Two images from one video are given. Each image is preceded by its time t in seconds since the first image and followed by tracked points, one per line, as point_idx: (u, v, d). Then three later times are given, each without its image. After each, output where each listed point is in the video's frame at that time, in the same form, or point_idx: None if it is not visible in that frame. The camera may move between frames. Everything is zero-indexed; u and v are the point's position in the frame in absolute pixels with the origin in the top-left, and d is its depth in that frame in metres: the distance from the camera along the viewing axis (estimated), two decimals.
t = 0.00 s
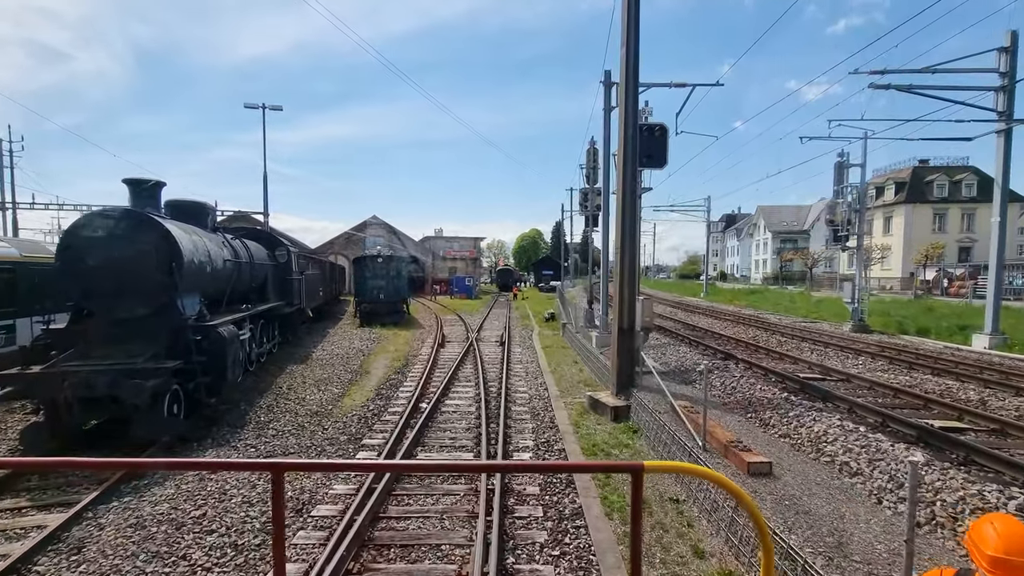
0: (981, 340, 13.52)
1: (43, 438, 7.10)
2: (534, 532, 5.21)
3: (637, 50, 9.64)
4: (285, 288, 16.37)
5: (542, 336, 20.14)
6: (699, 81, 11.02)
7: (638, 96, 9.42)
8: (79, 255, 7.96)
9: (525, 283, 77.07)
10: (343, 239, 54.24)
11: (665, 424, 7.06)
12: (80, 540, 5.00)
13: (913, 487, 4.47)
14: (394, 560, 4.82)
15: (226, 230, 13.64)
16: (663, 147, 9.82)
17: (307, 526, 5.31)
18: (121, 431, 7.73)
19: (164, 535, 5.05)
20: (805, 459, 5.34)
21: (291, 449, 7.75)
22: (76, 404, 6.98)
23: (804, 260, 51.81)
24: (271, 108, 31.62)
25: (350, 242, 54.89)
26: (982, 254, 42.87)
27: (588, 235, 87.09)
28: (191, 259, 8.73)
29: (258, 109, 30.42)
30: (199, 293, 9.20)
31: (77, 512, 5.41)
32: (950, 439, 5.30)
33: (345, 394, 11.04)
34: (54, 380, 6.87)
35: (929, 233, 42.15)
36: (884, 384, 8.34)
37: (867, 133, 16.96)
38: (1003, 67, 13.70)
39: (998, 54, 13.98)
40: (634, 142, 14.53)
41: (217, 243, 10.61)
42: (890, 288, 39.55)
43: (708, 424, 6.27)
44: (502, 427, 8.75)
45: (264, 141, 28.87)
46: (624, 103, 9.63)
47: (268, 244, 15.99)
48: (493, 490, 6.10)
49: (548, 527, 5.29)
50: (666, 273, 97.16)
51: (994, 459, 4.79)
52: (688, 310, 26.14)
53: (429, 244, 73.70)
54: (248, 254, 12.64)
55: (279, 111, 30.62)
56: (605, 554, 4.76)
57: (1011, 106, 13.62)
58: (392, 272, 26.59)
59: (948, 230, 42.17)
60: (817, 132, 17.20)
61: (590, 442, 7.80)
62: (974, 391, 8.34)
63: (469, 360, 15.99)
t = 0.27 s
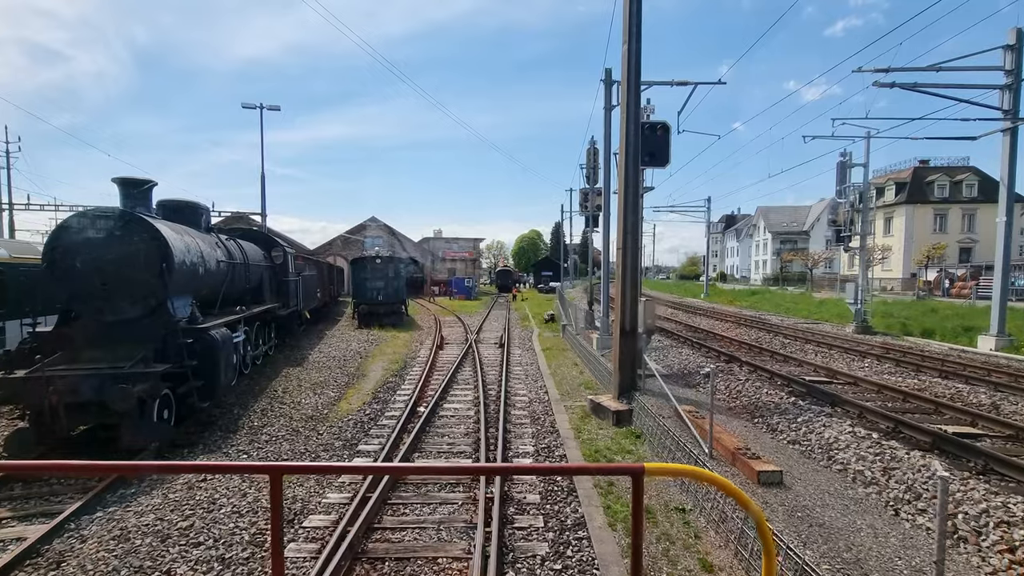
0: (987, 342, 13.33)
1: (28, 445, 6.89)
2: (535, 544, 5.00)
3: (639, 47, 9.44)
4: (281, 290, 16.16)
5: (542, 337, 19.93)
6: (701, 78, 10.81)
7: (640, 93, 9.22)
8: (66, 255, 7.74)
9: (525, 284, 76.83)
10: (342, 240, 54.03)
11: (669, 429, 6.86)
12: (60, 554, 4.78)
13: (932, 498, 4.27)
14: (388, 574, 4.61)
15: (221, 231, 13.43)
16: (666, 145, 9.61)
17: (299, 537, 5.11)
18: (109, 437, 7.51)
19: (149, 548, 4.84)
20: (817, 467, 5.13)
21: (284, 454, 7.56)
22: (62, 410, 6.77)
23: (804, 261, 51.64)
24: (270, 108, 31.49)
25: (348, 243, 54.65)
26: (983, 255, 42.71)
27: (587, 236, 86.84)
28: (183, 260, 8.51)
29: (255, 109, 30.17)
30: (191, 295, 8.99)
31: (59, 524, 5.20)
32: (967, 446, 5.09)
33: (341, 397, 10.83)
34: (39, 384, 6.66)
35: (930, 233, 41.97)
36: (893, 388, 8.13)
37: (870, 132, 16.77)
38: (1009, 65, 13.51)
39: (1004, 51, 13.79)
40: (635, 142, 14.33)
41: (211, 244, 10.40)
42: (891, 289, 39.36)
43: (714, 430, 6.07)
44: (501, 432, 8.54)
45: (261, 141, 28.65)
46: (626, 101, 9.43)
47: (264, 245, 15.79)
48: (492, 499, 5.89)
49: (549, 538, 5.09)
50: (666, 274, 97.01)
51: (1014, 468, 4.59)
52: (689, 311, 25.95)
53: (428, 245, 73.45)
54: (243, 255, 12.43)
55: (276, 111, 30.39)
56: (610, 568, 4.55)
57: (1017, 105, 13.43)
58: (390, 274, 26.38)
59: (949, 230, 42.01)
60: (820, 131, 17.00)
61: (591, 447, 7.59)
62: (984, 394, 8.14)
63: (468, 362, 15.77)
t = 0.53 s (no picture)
0: (994, 343, 13.12)
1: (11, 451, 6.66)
2: (536, 556, 4.78)
3: (642, 41, 9.22)
4: (277, 290, 15.93)
5: (542, 338, 19.71)
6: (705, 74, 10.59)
7: (642, 88, 9.01)
8: (53, 254, 7.52)
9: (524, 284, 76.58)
10: (341, 240, 53.80)
11: (673, 434, 6.64)
12: (37, 568, 4.56)
13: (955, 510, 4.05)
14: None
15: (215, 230, 13.20)
16: (669, 143, 9.39)
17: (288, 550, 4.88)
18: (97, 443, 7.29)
19: (131, 562, 4.62)
20: (830, 475, 4.92)
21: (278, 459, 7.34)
22: (46, 414, 6.54)
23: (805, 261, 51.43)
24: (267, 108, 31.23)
25: (347, 243, 54.40)
26: (985, 255, 42.50)
27: (587, 236, 86.56)
28: (173, 260, 8.28)
29: (253, 108, 29.93)
30: (182, 296, 8.76)
31: (38, 535, 4.98)
32: (987, 454, 4.88)
33: (337, 400, 10.61)
34: (22, 388, 6.42)
35: (931, 233, 41.77)
36: (903, 391, 7.91)
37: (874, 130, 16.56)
38: (1016, 61, 13.29)
39: (1011, 48, 13.57)
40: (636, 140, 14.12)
41: (204, 244, 10.18)
42: (893, 289, 39.15)
43: (721, 436, 5.86)
44: (500, 436, 8.32)
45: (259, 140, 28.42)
46: (629, 97, 9.22)
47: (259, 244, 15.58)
48: (491, 509, 5.67)
49: (550, 551, 4.88)
50: (665, 274, 96.81)
51: None
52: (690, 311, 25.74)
53: (427, 245, 73.21)
54: (238, 255, 12.20)
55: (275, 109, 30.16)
56: None
57: None
58: (389, 274, 26.15)
59: (950, 230, 41.81)
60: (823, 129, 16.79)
61: (593, 452, 7.38)
62: (997, 397, 7.92)
63: (467, 364, 15.56)
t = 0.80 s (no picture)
0: (1001, 344, 12.90)
1: None
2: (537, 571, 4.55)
3: (644, 35, 8.98)
4: (273, 291, 15.69)
5: (541, 339, 19.47)
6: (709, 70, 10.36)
7: (645, 84, 8.78)
8: (37, 253, 7.29)
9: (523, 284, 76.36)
10: (339, 240, 53.57)
11: (678, 439, 6.41)
12: None
13: (980, 525, 3.83)
14: None
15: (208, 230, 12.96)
16: (672, 140, 9.17)
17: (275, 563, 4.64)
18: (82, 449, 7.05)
19: None
20: (845, 485, 4.69)
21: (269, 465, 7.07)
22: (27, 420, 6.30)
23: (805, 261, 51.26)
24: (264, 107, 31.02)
25: (345, 244, 54.14)
26: (986, 255, 42.35)
27: (587, 236, 86.39)
28: (162, 259, 8.04)
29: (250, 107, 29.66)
30: (172, 297, 8.52)
31: (13, 548, 4.74)
32: (1009, 462, 4.66)
33: (332, 403, 10.37)
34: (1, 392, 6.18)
35: (932, 234, 41.62)
36: (914, 395, 7.69)
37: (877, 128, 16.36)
38: None
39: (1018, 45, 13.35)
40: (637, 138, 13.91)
41: (196, 243, 9.94)
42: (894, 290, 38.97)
43: (730, 443, 5.63)
44: (499, 441, 8.09)
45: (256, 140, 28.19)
46: (631, 93, 8.99)
47: (254, 244, 15.34)
48: (490, 519, 5.44)
49: (552, 565, 4.65)
50: (665, 275, 96.64)
51: None
52: (690, 312, 25.53)
53: (426, 245, 72.92)
54: (231, 254, 11.95)
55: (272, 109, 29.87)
56: None
57: None
58: (387, 275, 25.92)
59: (951, 231, 41.67)
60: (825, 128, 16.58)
61: (595, 458, 7.16)
62: (1010, 401, 7.70)
63: (465, 365, 15.33)
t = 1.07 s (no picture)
0: (1009, 346, 12.67)
1: None
2: None
3: (648, 28, 8.73)
4: (268, 292, 15.43)
5: (541, 341, 19.23)
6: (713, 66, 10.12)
7: (648, 79, 8.54)
8: (18, 253, 7.01)
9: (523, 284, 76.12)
10: (338, 241, 53.31)
11: (684, 446, 6.16)
12: None
13: (1012, 543, 3.60)
14: None
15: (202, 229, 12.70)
16: (675, 137, 8.94)
17: None
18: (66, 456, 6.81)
19: None
20: (863, 497, 4.45)
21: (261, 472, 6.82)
22: (7, 426, 6.05)
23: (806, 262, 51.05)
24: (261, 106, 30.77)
25: (344, 244, 53.88)
26: (988, 255, 42.14)
27: (586, 237, 86.17)
28: (150, 260, 7.78)
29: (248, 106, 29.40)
30: (161, 298, 8.27)
31: None
32: None
33: (327, 407, 10.12)
34: None
35: (933, 234, 41.42)
36: (926, 399, 7.44)
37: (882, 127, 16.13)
38: None
39: None
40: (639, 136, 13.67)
41: (188, 243, 9.70)
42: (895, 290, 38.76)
43: (740, 452, 5.38)
44: (498, 447, 7.84)
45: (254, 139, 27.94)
46: (634, 89, 8.74)
47: (249, 244, 15.09)
48: (488, 531, 5.20)
49: None
50: (665, 275, 96.43)
51: None
52: (692, 313, 25.28)
53: (425, 245, 72.66)
54: (225, 254, 11.69)
55: (270, 108, 29.60)
56: None
57: None
58: (385, 275, 25.67)
59: (952, 231, 41.46)
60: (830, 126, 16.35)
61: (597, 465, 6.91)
62: None
63: (464, 367, 15.08)
